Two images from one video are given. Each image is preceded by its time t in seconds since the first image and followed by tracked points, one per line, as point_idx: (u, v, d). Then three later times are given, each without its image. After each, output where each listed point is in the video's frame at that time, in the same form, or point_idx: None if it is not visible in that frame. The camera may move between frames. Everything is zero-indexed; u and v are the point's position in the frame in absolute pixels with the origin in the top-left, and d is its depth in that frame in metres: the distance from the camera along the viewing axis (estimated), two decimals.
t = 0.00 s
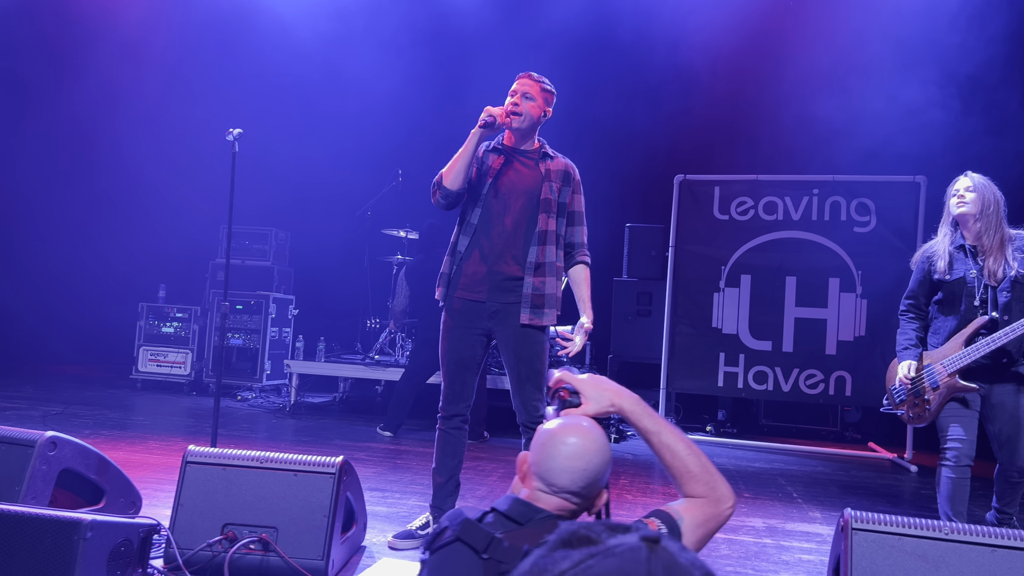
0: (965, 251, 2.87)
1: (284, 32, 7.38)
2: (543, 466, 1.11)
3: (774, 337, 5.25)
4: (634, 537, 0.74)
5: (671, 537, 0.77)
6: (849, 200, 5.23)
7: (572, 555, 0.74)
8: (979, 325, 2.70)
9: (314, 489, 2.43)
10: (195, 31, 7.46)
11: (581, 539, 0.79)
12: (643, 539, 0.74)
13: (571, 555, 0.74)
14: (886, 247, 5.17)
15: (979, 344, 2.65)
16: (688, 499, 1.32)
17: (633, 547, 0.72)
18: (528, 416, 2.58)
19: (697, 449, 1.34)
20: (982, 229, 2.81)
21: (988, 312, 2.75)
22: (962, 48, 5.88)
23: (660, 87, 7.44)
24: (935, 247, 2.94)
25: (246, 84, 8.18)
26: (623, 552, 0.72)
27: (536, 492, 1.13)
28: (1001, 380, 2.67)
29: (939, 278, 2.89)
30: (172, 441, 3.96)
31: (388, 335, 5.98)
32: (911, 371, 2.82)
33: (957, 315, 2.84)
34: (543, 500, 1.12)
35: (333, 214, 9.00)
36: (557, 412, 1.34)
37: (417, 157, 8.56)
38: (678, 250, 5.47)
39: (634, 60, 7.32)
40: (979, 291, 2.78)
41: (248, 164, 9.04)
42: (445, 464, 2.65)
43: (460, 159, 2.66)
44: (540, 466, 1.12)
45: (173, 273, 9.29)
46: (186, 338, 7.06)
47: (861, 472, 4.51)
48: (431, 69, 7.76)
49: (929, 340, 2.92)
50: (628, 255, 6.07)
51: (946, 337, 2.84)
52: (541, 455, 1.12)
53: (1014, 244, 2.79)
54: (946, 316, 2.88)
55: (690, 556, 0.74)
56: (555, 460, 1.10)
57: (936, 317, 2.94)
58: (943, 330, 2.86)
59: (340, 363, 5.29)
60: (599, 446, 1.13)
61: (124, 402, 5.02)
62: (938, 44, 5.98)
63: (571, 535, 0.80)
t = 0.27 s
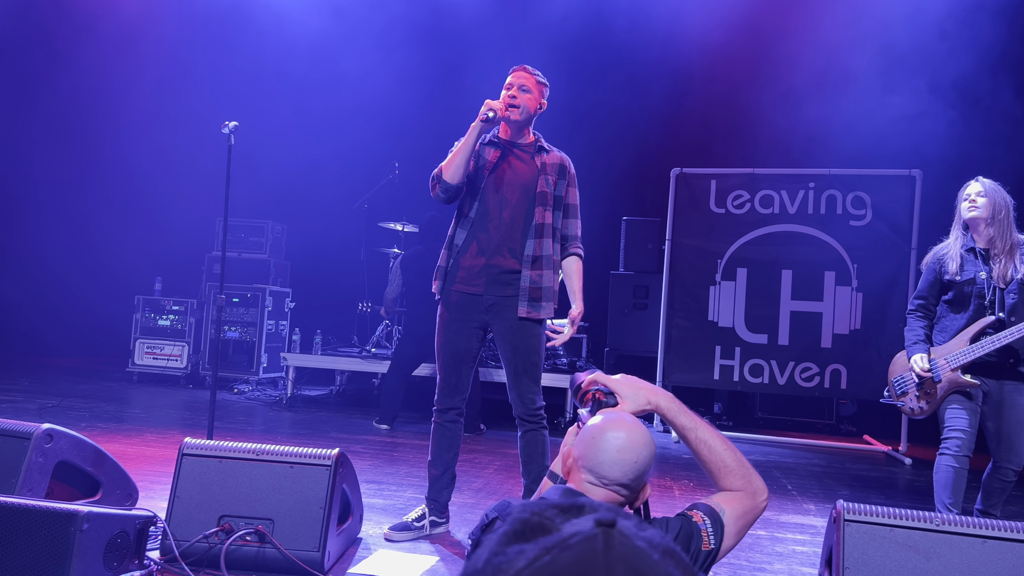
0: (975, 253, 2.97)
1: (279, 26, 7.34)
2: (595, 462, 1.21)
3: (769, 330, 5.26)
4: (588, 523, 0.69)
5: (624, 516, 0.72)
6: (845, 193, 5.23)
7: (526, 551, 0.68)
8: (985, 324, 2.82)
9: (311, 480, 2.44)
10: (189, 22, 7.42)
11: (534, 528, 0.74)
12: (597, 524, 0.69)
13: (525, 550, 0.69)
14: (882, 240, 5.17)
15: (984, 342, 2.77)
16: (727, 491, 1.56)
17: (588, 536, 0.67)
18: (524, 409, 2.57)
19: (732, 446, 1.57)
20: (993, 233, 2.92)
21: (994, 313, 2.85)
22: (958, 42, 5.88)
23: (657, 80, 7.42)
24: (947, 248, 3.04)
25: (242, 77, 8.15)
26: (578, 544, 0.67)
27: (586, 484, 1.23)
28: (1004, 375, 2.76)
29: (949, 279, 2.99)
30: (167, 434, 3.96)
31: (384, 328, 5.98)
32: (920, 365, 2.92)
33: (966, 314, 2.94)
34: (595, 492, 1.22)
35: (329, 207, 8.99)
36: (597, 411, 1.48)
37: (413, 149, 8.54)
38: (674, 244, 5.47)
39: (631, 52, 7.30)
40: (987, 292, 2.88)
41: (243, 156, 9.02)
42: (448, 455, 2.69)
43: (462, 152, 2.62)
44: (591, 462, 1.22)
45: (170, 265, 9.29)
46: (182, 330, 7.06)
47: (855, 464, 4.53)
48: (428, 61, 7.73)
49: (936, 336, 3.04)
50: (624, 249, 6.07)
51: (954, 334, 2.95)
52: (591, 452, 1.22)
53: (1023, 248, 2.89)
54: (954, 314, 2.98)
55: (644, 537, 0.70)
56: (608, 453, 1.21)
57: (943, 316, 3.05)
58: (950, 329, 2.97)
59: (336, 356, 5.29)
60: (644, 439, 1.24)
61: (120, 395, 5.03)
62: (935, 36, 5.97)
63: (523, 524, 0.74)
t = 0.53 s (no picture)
0: (987, 256, 3.16)
1: (274, 19, 7.30)
2: (598, 459, 1.24)
3: (765, 326, 5.27)
4: (567, 524, 0.70)
5: (600, 514, 0.73)
6: (841, 188, 5.24)
7: (507, 555, 0.68)
8: (994, 324, 3.00)
9: (307, 476, 2.44)
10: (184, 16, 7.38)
11: (512, 530, 0.74)
12: (576, 524, 0.70)
13: (504, 554, 0.68)
14: (878, 236, 5.18)
15: (993, 342, 2.96)
16: (726, 487, 1.57)
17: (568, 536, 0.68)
18: (520, 405, 2.58)
19: (730, 444, 1.59)
20: (1006, 238, 3.11)
21: (1004, 314, 3.04)
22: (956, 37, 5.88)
23: (654, 74, 7.40)
24: (959, 250, 3.24)
25: (238, 71, 8.12)
26: (559, 544, 0.67)
27: (588, 480, 1.26)
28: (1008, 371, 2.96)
29: (961, 279, 3.18)
30: (163, 431, 3.97)
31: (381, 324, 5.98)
32: (931, 361, 3.10)
33: (974, 313, 3.13)
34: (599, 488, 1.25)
35: (326, 202, 8.96)
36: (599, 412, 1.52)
37: (411, 143, 8.52)
38: (671, 239, 5.47)
39: (628, 47, 7.28)
40: (997, 293, 3.07)
41: (240, 151, 8.99)
42: (444, 451, 2.70)
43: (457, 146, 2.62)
44: (593, 458, 1.26)
45: (166, 260, 9.27)
46: (178, 326, 7.06)
47: (850, 460, 4.54)
48: (425, 55, 7.71)
49: (944, 333, 3.23)
50: (621, 244, 6.07)
51: (962, 332, 3.15)
52: (593, 449, 1.25)
53: None
54: (963, 313, 3.18)
55: (622, 535, 0.71)
56: (612, 450, 1.24)
57: (952, 314, 3.24)
58: (959, 327, 3.16)
59: (332, 352, 5.31)
60: (645, 436, 1.28)
61: (116, 391, 5.03)
62: (933, 31, 5.96)
63: (502, 526, 0.74)
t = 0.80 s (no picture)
0: (989, 256, 3.37)
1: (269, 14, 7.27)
2: (589, 455, 1.25)
3: (761, 322, 5.28)
4: (559, 507, 0.73)
5: (587, 501, 0.77)
6: (837, 184, 5.24)
7: (503, 533, 0.70)
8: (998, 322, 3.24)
9: (301, 471, 2.45)
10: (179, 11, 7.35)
11: (506, 513, 0.77)
12: (567, 508, 0.73)
13: (500, 533, 0.71)
14: (873, 232, 5.18)
15: (994, 338, 3.18)
16: (714, 485, 1.59)
17: (560, 519, 0.71)
18: (515, 401, 2.58)
19: (719, 441, 1.61)
20: (1008, 238, 3.31)
21: (1003, 312, 3.28)
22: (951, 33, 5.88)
23: (651, 71, 7.40)
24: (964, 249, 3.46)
25: (234, 66, 8.09)
26: (552, 525, 0.70)
27: (580, 476, 1.27)
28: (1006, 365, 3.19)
29: (964, 276, 3.40)
30: (157, 426, 3.97)
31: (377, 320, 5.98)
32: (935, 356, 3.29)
33: (974, 308, 3.36)
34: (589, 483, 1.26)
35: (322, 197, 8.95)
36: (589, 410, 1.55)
37: (408, 139, 8.51)
38: (667, 236, 5.47)
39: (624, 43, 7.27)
40: (999, 291, 3.31)
41: (237, 146, 8.98)
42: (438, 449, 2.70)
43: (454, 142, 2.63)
44: (585, 455, 1.26)
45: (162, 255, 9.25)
46: (174, 321, 7.05)
47: (845, 456, 4.55)
48: (421, 51, 7.69)
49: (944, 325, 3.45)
50: (617, 240, 6.07)
51: (962, 326, 3.38)
52: (585, 446, 1.26)
53: None
54: (963, 308, 3.41)
55: (609, 519, 0.75)
56: (603, 447, 1.25)
57: (952, 308, 3.47)
58: (960, 321, 3.38)
59: (328, 347, 5.31)
60: (636, 433, 1.29)
61: (111, 387, 5.03)
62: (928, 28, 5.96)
63: (497, 510, 0.77)
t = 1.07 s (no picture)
0: (989, 244, 3.39)
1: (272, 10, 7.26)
2: (589, 452, 1.25)
3: (764, 319, 5.28)
4: (575, 505, 0.69)
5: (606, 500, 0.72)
6: (840, 182, 5.23)
7: (520, 528, 0.66)
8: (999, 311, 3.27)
9: (305, 467, 2.45)
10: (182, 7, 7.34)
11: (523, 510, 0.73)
12: (584, 505, 0.68)
13: (517, 528, 0.67)
14: (876, 230, 5.18)
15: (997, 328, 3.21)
16: (714, 481, 1.60)
17: (577, 516, 0.66)
18: (525, 398, 2.58)
19: (718, 437, 1.62)
20: (1007, 226, 3.34)
21: (1005, 301, 3.32)
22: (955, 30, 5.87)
23: (654, 68, 7.39)
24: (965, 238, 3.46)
25: (237, 63, 8.09)
26: (569, 520, 0.66)
27: (580, 473, 1.26)
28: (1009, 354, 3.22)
29: (965, 265, 3.42)
30: (162, 423, 3.98)
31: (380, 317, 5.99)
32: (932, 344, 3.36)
33: (976, 298, 3.40)
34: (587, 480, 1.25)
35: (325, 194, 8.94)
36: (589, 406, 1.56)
37: (411, 136, 8.50)
38: (670, 233, 5.47)
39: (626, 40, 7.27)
40: (1000, 280, 3.33)
41: (239, 143, 8.98)
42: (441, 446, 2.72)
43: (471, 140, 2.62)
44: (585, 452, 1.26)
45: (165, 252, 9.26)
46: (177, 318, 7.06)
47: (847, 453, 4.56)
48: (424, 48, 7.68)
49: (945, 316, 3.49)
50: (620, 238, 6.07)
51: (964, 317, 3.42)
52: (585, 442, 1.26)
53: None
54: (964, 297, 3.43)
55: (627, 518, 0.70)
56: (603, 443, 1.24)
57: (953, 298, 3.49)
58: (961, 311, 3.42)
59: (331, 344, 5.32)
60: (637, 430, 1.28)
61: (115, 383, 5.04)
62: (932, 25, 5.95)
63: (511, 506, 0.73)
